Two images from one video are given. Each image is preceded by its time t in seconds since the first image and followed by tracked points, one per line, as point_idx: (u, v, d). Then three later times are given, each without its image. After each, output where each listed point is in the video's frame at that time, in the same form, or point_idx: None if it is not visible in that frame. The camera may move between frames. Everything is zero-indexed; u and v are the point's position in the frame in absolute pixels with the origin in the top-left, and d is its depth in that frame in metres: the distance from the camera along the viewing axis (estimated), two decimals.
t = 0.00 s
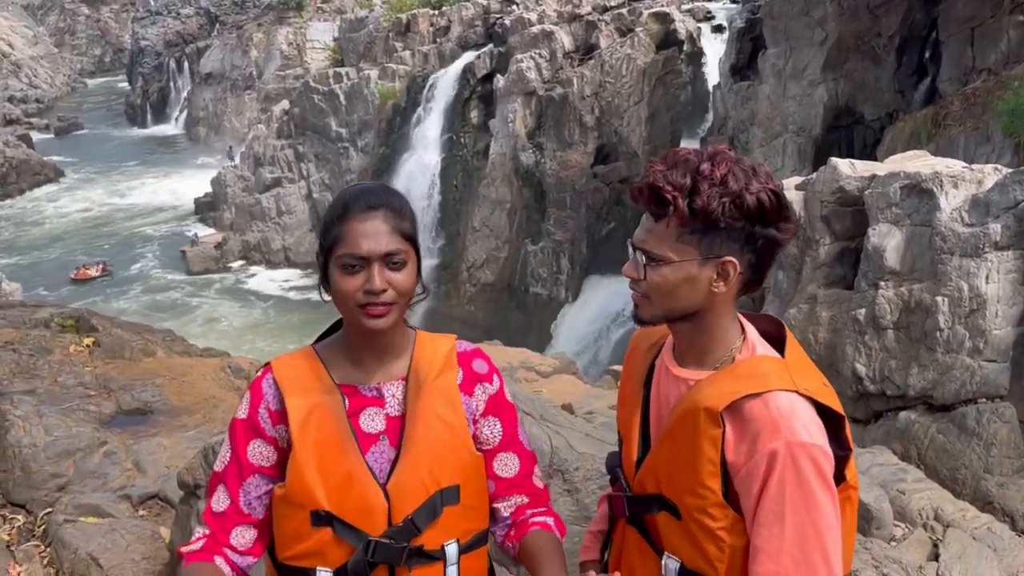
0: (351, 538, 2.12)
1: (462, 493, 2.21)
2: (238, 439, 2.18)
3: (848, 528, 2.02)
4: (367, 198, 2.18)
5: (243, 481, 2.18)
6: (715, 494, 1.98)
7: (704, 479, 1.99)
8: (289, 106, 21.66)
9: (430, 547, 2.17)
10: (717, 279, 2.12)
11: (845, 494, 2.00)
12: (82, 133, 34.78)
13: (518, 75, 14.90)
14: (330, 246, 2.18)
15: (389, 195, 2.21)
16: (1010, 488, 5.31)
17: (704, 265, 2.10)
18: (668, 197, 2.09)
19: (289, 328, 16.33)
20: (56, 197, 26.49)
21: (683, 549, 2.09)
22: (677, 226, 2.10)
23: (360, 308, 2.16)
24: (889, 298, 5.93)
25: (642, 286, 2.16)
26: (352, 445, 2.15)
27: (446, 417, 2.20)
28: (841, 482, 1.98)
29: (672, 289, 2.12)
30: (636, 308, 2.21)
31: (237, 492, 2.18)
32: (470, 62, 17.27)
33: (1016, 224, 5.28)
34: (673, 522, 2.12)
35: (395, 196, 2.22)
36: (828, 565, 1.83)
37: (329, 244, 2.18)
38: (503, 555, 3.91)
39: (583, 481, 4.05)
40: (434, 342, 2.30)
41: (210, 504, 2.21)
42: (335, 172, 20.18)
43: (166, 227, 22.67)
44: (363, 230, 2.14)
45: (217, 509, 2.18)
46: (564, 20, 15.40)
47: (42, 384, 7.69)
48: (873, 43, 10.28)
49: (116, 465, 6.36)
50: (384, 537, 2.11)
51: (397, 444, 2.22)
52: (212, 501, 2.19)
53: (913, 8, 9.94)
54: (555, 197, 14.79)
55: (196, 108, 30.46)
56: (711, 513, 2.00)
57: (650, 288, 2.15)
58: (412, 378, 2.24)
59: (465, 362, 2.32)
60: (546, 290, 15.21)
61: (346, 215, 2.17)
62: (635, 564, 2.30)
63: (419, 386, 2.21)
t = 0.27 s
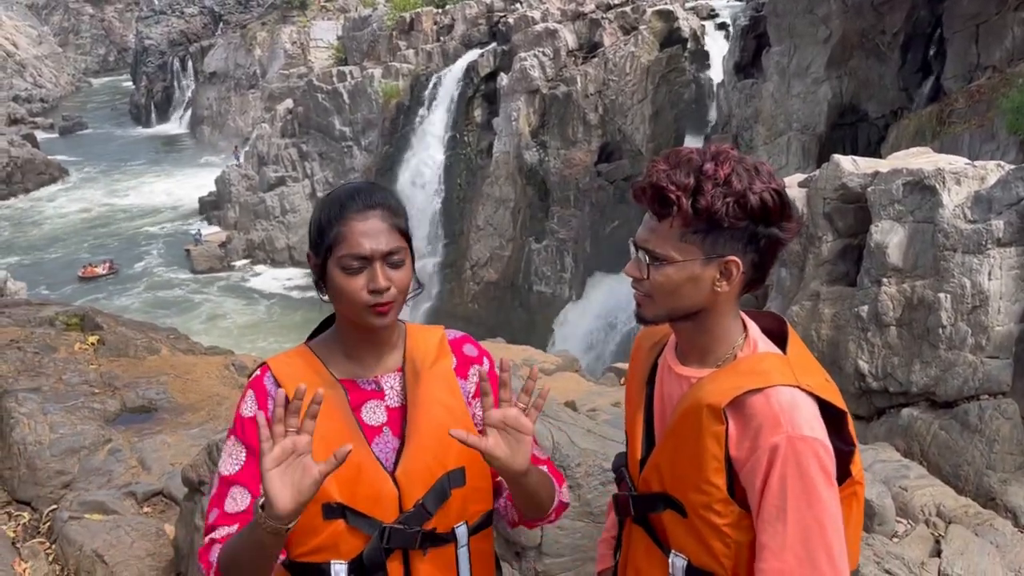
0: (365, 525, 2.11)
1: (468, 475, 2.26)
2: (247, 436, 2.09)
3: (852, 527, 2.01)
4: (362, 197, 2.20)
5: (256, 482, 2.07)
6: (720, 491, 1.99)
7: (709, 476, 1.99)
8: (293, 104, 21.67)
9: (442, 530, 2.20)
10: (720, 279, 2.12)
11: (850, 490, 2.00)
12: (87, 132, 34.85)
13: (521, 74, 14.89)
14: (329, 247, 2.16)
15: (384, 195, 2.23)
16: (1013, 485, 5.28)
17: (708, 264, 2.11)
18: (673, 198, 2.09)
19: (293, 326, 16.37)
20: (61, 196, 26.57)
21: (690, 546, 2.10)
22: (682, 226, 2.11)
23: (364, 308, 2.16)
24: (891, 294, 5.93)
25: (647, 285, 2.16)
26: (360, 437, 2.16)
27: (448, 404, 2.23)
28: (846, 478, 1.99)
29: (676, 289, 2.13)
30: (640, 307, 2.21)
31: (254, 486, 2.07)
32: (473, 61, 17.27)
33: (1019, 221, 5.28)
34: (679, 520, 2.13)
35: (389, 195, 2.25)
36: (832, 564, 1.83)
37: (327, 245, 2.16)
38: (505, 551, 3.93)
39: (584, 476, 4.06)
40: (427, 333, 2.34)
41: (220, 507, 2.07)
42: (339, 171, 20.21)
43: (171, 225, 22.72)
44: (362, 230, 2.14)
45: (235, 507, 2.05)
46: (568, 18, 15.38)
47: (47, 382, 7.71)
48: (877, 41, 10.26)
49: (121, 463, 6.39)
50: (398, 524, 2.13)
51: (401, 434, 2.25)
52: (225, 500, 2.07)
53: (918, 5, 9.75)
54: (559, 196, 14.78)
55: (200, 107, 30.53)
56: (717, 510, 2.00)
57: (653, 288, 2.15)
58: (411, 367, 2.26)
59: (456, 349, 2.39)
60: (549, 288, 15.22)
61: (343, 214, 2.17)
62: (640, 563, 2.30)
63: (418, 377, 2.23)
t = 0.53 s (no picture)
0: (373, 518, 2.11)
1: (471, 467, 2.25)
2: (263, 437, 2.06)
3: (847, 527, 2.01)
4: (352, 204, 2.19)
5: (280, 482, 2.04)
6: (718, 491, 1.99)
7: (708, 475, 1.98)
8: (296, 104, 21.70)
9: (451, 521, 2.22)
10: (723, 278, 2.12)
11: (847, 490, 2.01)
12: (91, 132, 34.94)
13: (524, 73, 14.87)
14: (318, 256, 2.17)
15: (373, 202, 2.22)
16: (1015, 485, 5.23)
17: (711, 264, 2.11)
18: (678, 196, 2.09)
19: (295, 326, 16.39)
20: (65, 196, 26.64)
21: (689, 546, 2.10)
22: (688, 225, 2.11)
23: (354, 318, 2.16)
24: (893, 294, 5.93)
25: (649, 285, 2.16)
26: (367, 431, 2.13)
27: (450, 400, 2.22)
28: (844, 477, 2.00)
29: (679, 288, 2.12)
30: (641, 307, 2.20)
31: (279, 485, 2.04)
32: (476, 61, 17.28)
33: (1021, 221, 5.25)
34: (678, 519, 2.12)
35: (380, 202, 2.24)
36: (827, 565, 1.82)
37: (318, 254, 2.17)
38: (507, 552, 3.94)
39: (585, 476, 4.03)
40: (418, 332, 2.35)
41: (245, 511, 2.01)
42: (342, 171, 20.24)
43: (174, 225, 22.77)
44: (352, 239, 2.14)
45: (261, 509, 2.00)
46: (571, 17, 15.34)
47: (50, 382, 7.74)
48: (881, 39, 10.22)
49: (123, 462, 6.41)
50: (409, 516, 2.12)
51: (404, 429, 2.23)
52: (250, 503, 2.00)
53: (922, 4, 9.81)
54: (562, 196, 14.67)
55: (204, 107, 30.57)
56: (715, 509, 2.00)
57: (655, 287, 2.14)
58: (411, 365, 2.28)
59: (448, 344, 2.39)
60: (552, 288, 15.17)
61: (333, 225, 2.16)
62: (642, 563, 2.30)
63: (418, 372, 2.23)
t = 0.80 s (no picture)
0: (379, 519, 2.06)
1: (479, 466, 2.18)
2: (272, 430, 2.02)
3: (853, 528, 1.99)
4: (353, 210, 2.19)
5: (288, 472, 2.00)
6: (727, 496, 1.97)
7: (715, 481, 1.97)
8: (299, 104, 21.72)
9: (457, 523, 2.15)
10: (739, 275, 2.13)
11: (852, 486, 1.99)
12: (94, 132, 35.00)
13: (527, 73, 14.83)
14: (320, 262, 2.18)
15: (376, 208, 2.22)
16: (1018, 488, 5.16)
17: (729, 260, 2.11)
18: (701, 192, 2.07)
19: (297, 327, 16.41)
20: (69, 196, 26.69)
21: (697, 554, 2.08)
22: (710, 221, 2.09)
23: (356, 323, 2.16)
24: (896, 294, 5.90)
25: (666, 287, 2.11)
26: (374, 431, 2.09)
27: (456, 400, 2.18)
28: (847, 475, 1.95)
29: (698, 287, 2.10)
30: (655, 310, 2.16)
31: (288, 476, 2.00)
32: (478, 61, 17.29)
33: None
34: (685, 526, 2.11)
35: (382, 206, 2.24)
36: (837, 565, 1.82)
37: (320, 260, 2.17)
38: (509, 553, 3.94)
39: (587, 478, 3.96)
40: (425, 335, 2.31)
41: (254, 499, 1.96)
42: (345, 171, 20.24)
43: (177, 225, 22.81)
44: (355, 246, 2.13)
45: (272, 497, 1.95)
46: (573, 18, 15.30)
47: (53, 382, 7.76)
48: (884, 40, 10.20)
49: (126, 462, 6.43)
50: (414, 518, 2.07)
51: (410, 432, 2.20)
52: (260, 491, 1.96)
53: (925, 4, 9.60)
54: (564, 196, 14.81)
55: (206, 107, 30.61)
56: (723, 515, 1.99)
57: (674, 289, 2.11)
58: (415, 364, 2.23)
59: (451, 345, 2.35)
60: (555, 288, 15.25)
61: (335, 231, 2.16)
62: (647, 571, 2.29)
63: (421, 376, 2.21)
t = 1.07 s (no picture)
0: (366, 526, 2.15)
1: (473, 481, 2.25)
2: (259, 421, 2.16)
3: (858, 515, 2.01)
4: (355, 210, 2.19)
5: (261, 462, 2.13)
6: (746, 492, 1.99)
7: (735, 477, 1.98)
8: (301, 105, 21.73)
9: (444, 535, 2.21)
10: (743, 274, 2.16)
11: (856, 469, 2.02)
12: (96, 132, 35.05)
13: (529, 75, 14.89)
14: (324, 262, 2.19)
15: (377, 206, 2.22)
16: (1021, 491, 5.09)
17: (734, 261, 2.12)
18: (709, 197, 2.06)
19: (299, 327, 16.41)
20: (71, 196, 26.73)
21: (717, 553, 2.07)
22: (717, 226, 2.10)
23: (361, 320, 2.19)
24: (898, 298, 5.91)
25: (676, 293, 2.11)
26: (366, 436, 2.18)
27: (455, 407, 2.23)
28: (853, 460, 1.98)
29: (706, 290, 2.11)
30: (663, 314, 2.15)
31: (260, 464, 2.13)
32: (480, 63, 17.30)
33: None
34: (702, 527, 2.09)
35: (384, 205, 2.23)
36: (848, 552, 1.86)
37: (325, 259, 2.19)
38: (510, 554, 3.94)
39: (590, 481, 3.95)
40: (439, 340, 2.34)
41: (224, 485, 2.15)
42: (346, 172, 20.25)
43: (179, 225, 22.83)
44: (355, 245, 2.14)
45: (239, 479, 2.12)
46: (575, 19, 15.29)
47: (55, 382, 7.77)
48: (886, 43, 10.19)
49: (128, 463, 6.42)
50: (397, 525, 2.16)
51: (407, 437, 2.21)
52: (229, 475, 2.14)
53: (927, 7, 9.56)
54: (566, 197, 14.91)
55: (208, 108, 30.64)
56: (744, 510, 2.00)
57: (684, 293, 2.11)
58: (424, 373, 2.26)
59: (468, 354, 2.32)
60: (557, 290, 15.33)
61: (337, 231, 2.18)
62: None
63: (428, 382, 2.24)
